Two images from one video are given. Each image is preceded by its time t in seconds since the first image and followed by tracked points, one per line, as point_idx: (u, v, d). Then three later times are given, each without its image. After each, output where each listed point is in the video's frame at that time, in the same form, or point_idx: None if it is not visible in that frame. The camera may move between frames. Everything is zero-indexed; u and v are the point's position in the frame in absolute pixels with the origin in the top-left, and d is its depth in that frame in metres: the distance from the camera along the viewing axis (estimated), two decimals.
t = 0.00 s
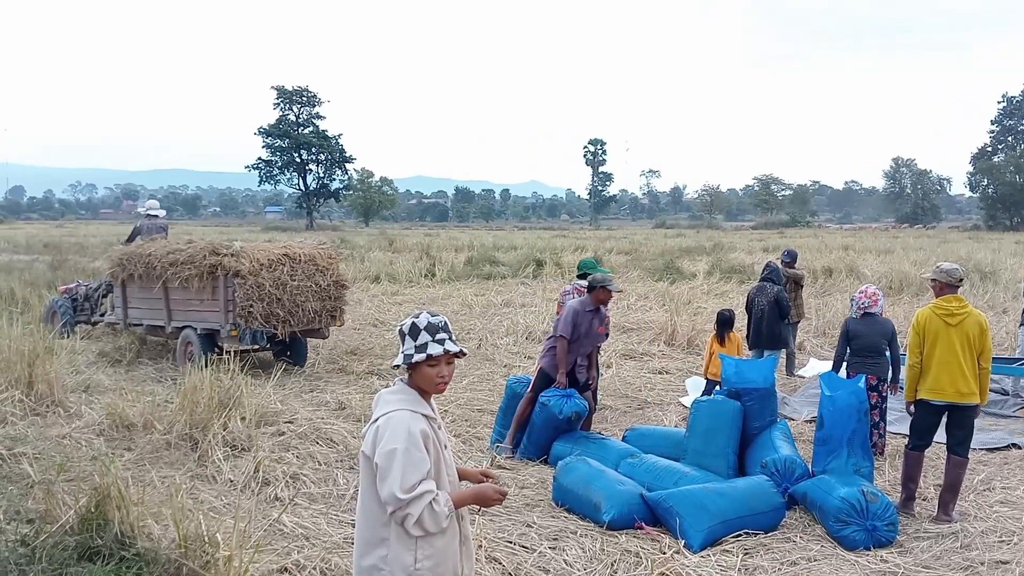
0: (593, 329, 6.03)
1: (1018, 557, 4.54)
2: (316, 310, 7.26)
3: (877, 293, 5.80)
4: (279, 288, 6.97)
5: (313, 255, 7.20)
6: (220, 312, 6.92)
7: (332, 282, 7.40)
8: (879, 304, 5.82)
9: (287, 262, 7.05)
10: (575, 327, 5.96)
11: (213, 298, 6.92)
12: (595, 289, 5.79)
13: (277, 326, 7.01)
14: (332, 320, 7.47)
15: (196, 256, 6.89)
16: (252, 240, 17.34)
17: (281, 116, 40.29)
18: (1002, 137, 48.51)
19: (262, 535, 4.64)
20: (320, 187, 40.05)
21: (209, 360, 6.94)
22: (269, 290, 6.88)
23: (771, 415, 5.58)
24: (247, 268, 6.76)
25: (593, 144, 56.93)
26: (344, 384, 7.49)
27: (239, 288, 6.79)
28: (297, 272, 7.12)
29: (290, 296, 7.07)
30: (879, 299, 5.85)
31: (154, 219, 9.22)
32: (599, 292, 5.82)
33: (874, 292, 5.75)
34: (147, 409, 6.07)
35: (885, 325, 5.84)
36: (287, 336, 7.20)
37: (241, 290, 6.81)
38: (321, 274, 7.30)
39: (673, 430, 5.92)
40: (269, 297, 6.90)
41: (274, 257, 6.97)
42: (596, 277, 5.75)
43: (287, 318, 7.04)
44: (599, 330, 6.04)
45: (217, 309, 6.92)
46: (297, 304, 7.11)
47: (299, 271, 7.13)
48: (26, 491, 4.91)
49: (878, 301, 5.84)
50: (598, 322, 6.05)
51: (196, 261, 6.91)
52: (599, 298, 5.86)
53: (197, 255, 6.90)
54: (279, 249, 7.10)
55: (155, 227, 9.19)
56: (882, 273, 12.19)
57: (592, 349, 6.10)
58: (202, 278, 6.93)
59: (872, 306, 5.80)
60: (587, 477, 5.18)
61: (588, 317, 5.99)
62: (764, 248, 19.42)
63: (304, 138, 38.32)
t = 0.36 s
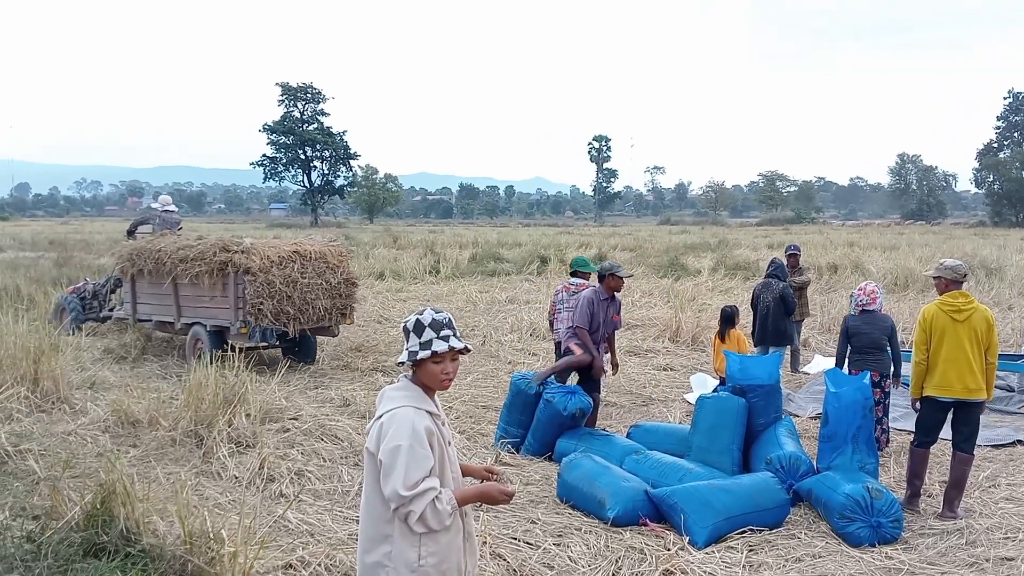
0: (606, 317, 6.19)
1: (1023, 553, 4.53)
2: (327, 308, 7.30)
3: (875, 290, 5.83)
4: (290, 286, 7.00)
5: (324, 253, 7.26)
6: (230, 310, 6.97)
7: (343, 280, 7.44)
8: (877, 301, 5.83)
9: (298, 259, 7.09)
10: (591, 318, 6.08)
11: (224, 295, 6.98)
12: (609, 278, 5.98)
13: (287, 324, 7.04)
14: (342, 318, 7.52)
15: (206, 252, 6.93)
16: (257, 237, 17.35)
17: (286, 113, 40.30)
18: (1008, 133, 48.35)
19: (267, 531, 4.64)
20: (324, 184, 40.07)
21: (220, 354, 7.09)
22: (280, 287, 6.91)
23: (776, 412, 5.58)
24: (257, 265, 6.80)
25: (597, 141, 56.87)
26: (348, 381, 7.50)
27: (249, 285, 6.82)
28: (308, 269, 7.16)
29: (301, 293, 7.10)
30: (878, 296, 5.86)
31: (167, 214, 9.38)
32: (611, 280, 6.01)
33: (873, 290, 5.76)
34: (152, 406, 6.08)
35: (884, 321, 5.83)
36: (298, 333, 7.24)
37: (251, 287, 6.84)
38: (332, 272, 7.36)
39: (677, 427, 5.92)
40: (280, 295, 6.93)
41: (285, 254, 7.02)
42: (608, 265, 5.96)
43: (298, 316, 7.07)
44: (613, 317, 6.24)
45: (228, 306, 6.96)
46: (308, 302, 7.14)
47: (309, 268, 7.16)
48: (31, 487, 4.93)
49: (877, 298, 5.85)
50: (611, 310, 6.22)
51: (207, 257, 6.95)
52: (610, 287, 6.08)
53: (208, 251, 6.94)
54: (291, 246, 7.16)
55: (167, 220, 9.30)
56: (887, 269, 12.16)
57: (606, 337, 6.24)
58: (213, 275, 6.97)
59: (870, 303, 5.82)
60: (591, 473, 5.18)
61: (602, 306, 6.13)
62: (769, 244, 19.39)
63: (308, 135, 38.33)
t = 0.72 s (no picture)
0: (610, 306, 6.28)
1: None
2: (336, 306, 7.29)
3: (880, 287, 5.79)
4: (299, 283, 7.02)
5: (333, 250, 7.27)
6: (240, 308, 7.01)
7: (352, 278, 7.43)
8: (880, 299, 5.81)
9: (307, 257, 7.13)
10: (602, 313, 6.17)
11: (233, 293, 7.03)
12: (611, 274, 6.01)
13: (297, 322, 7.06)
14: (354, 316, 7.52)
15: (216, 250, 6.98)
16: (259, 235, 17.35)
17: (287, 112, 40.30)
18: (1010, 128, 48.25)
19: (271, 530, 4.64)
20: (326, 183, 40.09)
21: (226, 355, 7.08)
22: (290, 285, 6.94)
23: (778, 409, 5.58)
24: (267, 263, 6.82)
25: (599, 138, 56.89)
26: (351, 379, 7.50)
27: (259, 283, 6.84)
28: (317, 267, 7.18)
29: (311, 291, 7.12)
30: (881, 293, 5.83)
31: (176, 215, 9.44)
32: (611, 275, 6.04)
33: (876, 288, 5.74)
34: (155, 405, 6.09)
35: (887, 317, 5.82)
36: (308, 332, 7.26)
37: (261, 284, 6.86)
38: (342, 270, 7.35)
39: (680, 424, 5.92)
40: (289, 292, 6.96)
41: (294, 252, 7.06)
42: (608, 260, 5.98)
43: (307, 313, 7.08)
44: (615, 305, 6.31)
45: (237, 304, 7.01)
46: (317, 299, 7.15)
47: (319, 266, 7.19)
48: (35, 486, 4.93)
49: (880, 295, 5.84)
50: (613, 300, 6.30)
51: (216, 255, 6.99)
52: (610, 280, 6.11)
53: (217, 249, 6.99)
54: (301, 244, 7.20)
55: (177, 221, 9.33)
56: (890, 265, 12.15)
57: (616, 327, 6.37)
58: (222, 272, 7.01)
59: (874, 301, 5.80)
60: (594, 471, 5.18)
61: (608, 299, 6.21)
62: (771, 240, 19.38)
63: (309, 133, 38.33)
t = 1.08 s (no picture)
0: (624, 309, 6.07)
1: None
2: (349, 303, 7.32)
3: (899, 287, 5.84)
4: (312, 280, 7.06)
5: (346, 247, 7.32)
6: (252, 305, 7.05)
7: (365, 275, 7.47)
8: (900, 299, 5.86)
9: (320, 254, 7.16)
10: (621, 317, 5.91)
11: (245, 291, 7.06)
12: (622, 272, 5.89)
13: (310, 320, 7.10)
14: (366, 313, 7.54)
15: (227, 247, 7.02)
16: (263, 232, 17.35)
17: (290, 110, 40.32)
18: (1014, 128, 48.16)
19: (273, 527, 4.65)
20: (329, 180, 40.12)
21: (235, 352, 7.12)
22: (302, 282, 6.97)
23: (781, 408, 5.59)
24: (279, 259, 6.88)
25: (602, 137, 56.86)
26: (354, 377, 7.52)
27: (271, 280, 6.88)
28: (330, 264, 7.21)
29: (324, 288, 7.15)
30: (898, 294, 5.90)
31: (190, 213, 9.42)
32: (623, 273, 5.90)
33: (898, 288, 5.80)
34: (158, 401, 6.09)
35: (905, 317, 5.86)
36: (321, 329, 7.29)
37: (274, 281, 6.90)
38: (355, 267, 7.38)
39: (682, 423, 5.92)
40: (302, 289, 6.99)
41: (307, 249, 7.10)
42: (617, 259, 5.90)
43: (320, 311, 7.12)
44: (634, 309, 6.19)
45: (249, 302, 7.05)
46: (330, 296, 7.18)
47: (332, 263, 7.22)
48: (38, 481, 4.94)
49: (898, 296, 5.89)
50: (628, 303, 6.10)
51: (228, 252, 7.03)
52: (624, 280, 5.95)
53: (228, 246, 7.03)
54: (313, 241, 7.23)
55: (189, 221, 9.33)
56: (893, 265, 12.15)
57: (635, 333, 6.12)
58: (234, 269, 7.05)
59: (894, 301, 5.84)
60: (596, 470, 5.18)
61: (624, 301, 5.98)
62: (774, 240, 19.37)
63: (313, 131, 38.35)
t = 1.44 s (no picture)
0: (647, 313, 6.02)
1: None
2: (357, 304, 7.32)
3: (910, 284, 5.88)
4: (320, 281, 7.06)
5: (354, 248, 7.34)
6: (259, 306, 7.06)
7: (373, 276, 7.48)
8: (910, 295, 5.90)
9: (327, 254, 7.18)
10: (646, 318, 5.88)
11: (252, 291, 7.05)
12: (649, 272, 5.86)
13: (317, 321, 7.09)
14: (373, 315, 7.55)
15: (234, 247, 7.03)
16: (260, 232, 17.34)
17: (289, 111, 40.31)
18: (1012, 129, 48.24)
19: (271, 527, 4.64)
20: (328, 181, 40.14)
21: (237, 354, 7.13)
22: (310, 282, 6.98)
23: (779, 407, 5.59)
24: (287, 260, 6.91)
25: (600, 138, 56.91)
26: (352, 377, 7.51)
27: (279, 280, 6.90)
28: (338, 265, 7.22)
29: (331, 289, 7.15)
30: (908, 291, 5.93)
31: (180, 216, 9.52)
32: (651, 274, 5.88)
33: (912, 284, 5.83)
34: (155, 402, 6.09)
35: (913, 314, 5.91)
36: (328, 331, 7.28)
37: (281, 282, 6.92)
38: (363, 268, 7.39)
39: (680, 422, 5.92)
40: (310, 290, 7.00)
41: (315, 249, 7.12)
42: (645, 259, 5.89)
43: (328, 312, 7.12)
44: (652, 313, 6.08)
45: (257, 301, 7.04)
46: (338, 298, 7.18)
47: (340, 264, 7.22)
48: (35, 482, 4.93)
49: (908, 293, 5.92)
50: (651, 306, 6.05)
51: (235, 253, 7.04)
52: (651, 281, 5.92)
53: (236, 246, 7.04)
54: (321, 241, 7.26)
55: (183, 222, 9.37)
56: (891, 265, 12.16)
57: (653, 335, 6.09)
58: (241, 270, 7.04)
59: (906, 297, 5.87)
60: (593, 470, 5.18)
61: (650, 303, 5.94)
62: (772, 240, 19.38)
63: (312, 132, 38.33)
